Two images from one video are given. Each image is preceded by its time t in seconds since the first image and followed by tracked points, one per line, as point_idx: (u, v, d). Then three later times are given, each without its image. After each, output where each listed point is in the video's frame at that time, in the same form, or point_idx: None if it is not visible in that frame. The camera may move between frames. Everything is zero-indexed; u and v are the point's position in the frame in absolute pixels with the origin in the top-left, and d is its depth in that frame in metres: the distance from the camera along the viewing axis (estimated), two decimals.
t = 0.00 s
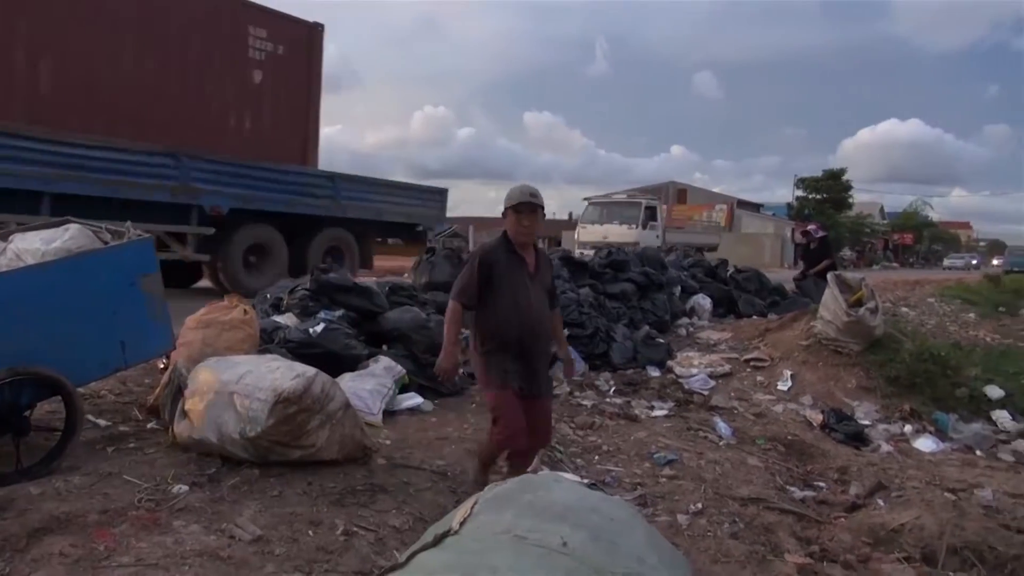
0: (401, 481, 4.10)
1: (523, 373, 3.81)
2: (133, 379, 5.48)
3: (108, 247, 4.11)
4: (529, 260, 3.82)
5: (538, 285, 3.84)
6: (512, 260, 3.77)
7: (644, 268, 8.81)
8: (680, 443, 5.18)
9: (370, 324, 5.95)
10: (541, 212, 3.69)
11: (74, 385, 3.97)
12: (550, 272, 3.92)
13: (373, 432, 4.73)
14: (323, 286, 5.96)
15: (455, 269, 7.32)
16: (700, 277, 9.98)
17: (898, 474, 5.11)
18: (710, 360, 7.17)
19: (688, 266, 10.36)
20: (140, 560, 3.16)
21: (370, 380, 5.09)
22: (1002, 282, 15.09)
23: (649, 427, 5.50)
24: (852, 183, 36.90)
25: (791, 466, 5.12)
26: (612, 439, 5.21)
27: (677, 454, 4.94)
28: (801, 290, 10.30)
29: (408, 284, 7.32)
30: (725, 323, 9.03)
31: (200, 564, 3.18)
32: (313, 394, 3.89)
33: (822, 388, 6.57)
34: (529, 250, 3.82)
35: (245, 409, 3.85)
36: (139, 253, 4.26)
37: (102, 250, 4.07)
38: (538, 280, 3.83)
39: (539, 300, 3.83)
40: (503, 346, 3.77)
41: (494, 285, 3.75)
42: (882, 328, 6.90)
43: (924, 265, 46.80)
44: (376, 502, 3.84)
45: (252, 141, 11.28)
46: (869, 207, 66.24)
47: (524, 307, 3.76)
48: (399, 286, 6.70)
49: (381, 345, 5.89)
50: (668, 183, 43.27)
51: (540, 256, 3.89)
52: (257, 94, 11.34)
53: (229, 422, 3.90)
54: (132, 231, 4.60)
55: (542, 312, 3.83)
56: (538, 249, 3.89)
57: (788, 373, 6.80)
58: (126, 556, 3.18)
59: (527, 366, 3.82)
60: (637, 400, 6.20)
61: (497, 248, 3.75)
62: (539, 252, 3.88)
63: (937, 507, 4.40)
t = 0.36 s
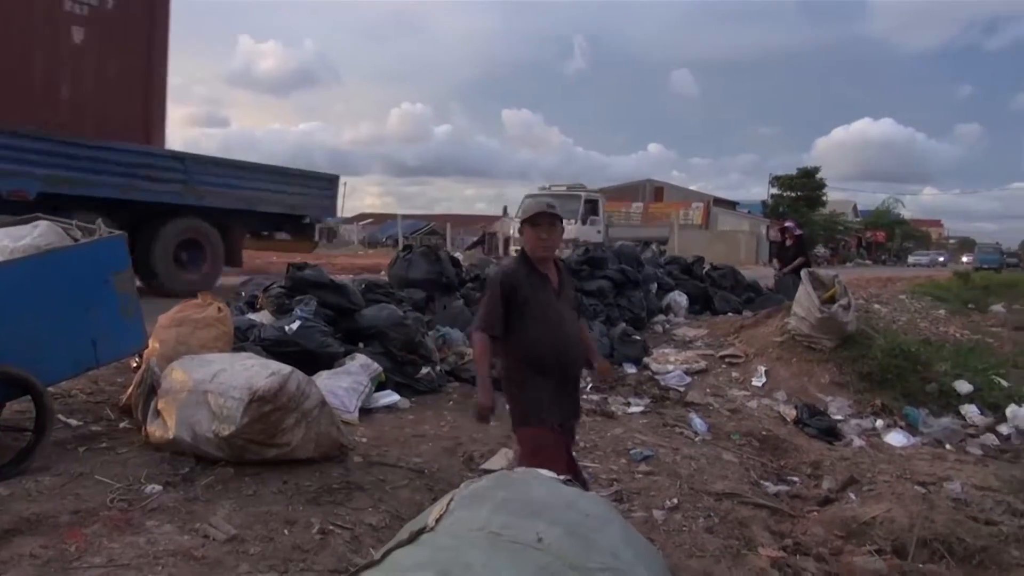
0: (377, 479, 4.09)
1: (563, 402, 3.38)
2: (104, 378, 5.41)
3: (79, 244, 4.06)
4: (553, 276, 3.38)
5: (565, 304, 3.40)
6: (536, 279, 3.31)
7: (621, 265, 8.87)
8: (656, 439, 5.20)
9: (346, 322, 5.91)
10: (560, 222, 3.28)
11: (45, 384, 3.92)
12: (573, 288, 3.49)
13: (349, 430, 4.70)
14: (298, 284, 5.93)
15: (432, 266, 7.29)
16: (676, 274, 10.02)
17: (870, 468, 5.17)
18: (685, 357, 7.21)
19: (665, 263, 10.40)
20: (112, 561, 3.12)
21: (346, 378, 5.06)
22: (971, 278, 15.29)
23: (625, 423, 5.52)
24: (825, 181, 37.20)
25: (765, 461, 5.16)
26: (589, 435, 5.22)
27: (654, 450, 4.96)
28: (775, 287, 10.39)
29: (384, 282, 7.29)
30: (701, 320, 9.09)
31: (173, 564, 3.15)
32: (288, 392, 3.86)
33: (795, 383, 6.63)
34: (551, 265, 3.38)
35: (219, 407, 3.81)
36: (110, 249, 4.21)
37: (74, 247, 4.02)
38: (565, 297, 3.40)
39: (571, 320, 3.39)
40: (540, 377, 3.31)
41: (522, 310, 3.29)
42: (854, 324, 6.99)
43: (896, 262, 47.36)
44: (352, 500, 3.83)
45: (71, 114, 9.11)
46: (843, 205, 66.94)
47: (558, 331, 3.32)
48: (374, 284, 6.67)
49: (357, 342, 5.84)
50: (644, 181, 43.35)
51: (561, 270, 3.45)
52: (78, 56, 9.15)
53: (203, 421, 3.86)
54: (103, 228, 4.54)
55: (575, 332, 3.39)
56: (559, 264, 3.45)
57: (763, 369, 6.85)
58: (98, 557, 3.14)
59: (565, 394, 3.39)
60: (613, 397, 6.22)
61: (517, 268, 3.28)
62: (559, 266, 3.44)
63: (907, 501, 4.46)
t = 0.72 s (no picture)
0: (350, 475, 4.07)
1: (593, 421, 3.12)
2: (72, 375, 5.33)
3: (48, 237, 4.00)
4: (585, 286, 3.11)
5: (598, 315, 3.13)
6: (563, 291, 3.05)
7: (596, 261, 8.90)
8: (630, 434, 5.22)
9: (320, 317, 5.87)
10: (588, 231, 3.00)
11: (13, 380, 3.87)
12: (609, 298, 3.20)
13: (323, 426, 4.67)
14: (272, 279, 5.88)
15: (407, 261, 7.27)
16: (650, 270, 10.06)
17: (840, 462, 5.23)
18: (659, 353, 7.24)
19: (640, 260, 10.42)
20: (81, 559, 3.09)
21: (319, 374, 5.03)
22: (939, 275, 15.52)
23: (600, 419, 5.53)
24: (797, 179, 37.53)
25: (738, 456, 5.20)
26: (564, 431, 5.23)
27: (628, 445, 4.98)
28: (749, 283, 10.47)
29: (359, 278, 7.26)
30: (675, 316, 9.13)
31: (144, 563, 3.11)
32: (261, 388, 3.82)
33: (767, 378, 6.69)
34: (583, 274, 3.11)
35: (190, 403, 3.77)
36: (78, 243, 4.17)
37: (43, 241, 3.96)
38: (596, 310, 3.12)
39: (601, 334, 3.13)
40: (565, 395, 3.09)
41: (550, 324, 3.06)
42: (825, 320, 7.06)
43: (866, 260, 47.93)
44: (326, 497, 3.81)
45: None
46: (816, 202, 67.56)
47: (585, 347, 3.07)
48: (349, 279, 6.63)
49: (331, 338, 5.80)
50: (619, 177, 43.47)
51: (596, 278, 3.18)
52: None
53: (175, 417, 3.82)
54: (71, 222, 4.48)
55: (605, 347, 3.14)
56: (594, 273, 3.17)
57: (735, 365, 6.90)
58: (67, 556, 3.10)
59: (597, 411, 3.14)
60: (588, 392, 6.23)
61: (541, 279, 3.04)
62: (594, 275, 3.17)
63: (876, 494, 4.52)
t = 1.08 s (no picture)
0: (327, 470, 4.04)
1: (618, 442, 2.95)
2: (43, 370, 5.25)
3: (22, 229, 3.96)
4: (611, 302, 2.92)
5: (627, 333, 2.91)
6: (587, 308, 2.90)
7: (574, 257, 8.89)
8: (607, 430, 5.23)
9: (297, 312, 5.84)
10: (607, 247, 2.78)
11: None
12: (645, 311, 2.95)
13: (299, 422, 4.64)
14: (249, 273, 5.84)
15: (385, 256, 7.24)
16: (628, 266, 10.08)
17: (813, 456, 5.28)
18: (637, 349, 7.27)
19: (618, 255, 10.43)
20: (51, 557, 3.05)
21: (296, 369, 4.99)
22: (911, 272, 15.72)
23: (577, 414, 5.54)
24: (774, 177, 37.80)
25: (713, 451, 5.23)
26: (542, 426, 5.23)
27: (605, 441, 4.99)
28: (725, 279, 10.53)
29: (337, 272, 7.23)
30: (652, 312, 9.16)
31: (116, 559, 3.08)
32: (237, 383, 3.78)
33: (743, 374, 6.74)
34: (610, 289, 2.91)
35: (164, 399, 3.72)
36: (51, 236, 4.14)
37: (17, 232, 3.92)
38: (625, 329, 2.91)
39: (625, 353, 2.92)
40: (587, 412, 2.94)
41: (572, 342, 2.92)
42: (800, 317, 7.12)
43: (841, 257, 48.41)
44: (302, 493, 3.79)
45: None
46: (792, 200, 68.11)
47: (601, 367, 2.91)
48: (326, 274, 6.59)
49: (308, 333, 5.77)
50: (598, 174, 43.49)
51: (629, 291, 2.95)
52: None
53: (148, 413, 3.77)
54: (42, 214, 4.41)
55: (631, 367, 2.92)
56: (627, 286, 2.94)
57: (711, 360, 6.93)
58: (37, 553, 3.06)
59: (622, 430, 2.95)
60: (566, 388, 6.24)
61: (565, 296, 2.91)
62: (625, 287, 2.94)
63: (849, 488, 4.57)
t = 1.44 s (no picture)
0: (311, 463, 4.03)
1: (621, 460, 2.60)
2: (23, 363, 5.20)
3: None
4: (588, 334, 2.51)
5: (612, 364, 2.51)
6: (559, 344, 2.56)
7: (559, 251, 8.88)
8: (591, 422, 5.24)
9: (280, 305, 5.80)
10: (561, 280, 2.41)
11: None
12: (631, 338, 2.51)
13: (282, 415, 4.62)
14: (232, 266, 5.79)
15: (368, 249, 7.21)
16: (613, 259, 10.09)
17: (795, 448, 5.31)
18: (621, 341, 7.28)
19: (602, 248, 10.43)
20: (31, 551, 3.01)
21: (279, 362, 4.97)
22: (892, 265, 15.84)
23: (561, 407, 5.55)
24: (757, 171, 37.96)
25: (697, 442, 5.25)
26: (526, 418, 5.23)
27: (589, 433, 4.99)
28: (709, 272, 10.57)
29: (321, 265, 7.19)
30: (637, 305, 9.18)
31: (97, 554, 3.06)
32: (219, 376, 3.74)
33: (726, 366, 6.77)
34: (586, 323, 2.50)
35: (146, 392, 3.68)
36: (30, 228, 4.09)
37: None
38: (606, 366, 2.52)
39: (607, 384, 2.53)
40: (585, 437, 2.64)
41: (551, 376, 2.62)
42: (782, 310, 7.15)
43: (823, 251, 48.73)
44: (286, 486, 3.77)
45: None
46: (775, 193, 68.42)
47: (584, 401, 2.57)
48: (310, 266, 6.55)
49: (292, 326, 5.73)
50: (583, 167, 43.47)
51: (610, 316, 2.52)
52: None
53: (130, 407, 3.73)
54: (20, 205, 4.36)
55: (616, 399, 2.53)
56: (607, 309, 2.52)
57: (694, 352, 6.94)
58: (17, 548, 3.03)
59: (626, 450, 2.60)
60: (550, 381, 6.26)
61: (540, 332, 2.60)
62: (601, 310, 2.52)
63: (831, 479, 4.60)
